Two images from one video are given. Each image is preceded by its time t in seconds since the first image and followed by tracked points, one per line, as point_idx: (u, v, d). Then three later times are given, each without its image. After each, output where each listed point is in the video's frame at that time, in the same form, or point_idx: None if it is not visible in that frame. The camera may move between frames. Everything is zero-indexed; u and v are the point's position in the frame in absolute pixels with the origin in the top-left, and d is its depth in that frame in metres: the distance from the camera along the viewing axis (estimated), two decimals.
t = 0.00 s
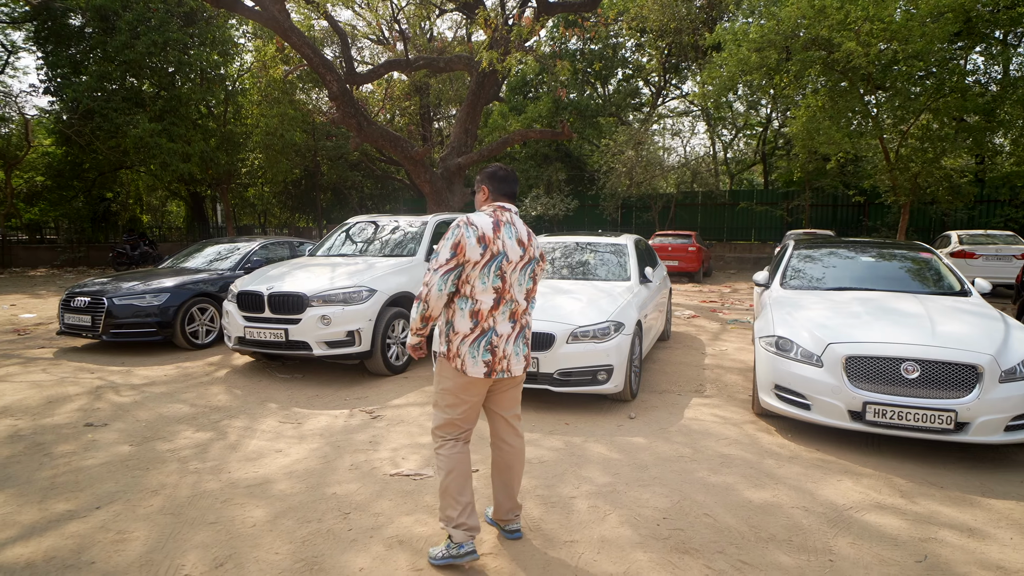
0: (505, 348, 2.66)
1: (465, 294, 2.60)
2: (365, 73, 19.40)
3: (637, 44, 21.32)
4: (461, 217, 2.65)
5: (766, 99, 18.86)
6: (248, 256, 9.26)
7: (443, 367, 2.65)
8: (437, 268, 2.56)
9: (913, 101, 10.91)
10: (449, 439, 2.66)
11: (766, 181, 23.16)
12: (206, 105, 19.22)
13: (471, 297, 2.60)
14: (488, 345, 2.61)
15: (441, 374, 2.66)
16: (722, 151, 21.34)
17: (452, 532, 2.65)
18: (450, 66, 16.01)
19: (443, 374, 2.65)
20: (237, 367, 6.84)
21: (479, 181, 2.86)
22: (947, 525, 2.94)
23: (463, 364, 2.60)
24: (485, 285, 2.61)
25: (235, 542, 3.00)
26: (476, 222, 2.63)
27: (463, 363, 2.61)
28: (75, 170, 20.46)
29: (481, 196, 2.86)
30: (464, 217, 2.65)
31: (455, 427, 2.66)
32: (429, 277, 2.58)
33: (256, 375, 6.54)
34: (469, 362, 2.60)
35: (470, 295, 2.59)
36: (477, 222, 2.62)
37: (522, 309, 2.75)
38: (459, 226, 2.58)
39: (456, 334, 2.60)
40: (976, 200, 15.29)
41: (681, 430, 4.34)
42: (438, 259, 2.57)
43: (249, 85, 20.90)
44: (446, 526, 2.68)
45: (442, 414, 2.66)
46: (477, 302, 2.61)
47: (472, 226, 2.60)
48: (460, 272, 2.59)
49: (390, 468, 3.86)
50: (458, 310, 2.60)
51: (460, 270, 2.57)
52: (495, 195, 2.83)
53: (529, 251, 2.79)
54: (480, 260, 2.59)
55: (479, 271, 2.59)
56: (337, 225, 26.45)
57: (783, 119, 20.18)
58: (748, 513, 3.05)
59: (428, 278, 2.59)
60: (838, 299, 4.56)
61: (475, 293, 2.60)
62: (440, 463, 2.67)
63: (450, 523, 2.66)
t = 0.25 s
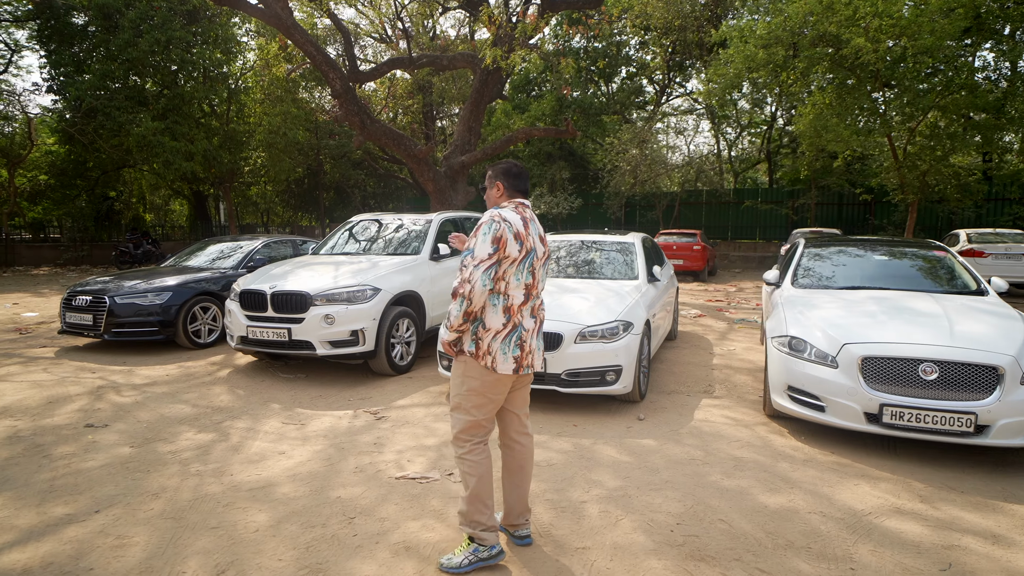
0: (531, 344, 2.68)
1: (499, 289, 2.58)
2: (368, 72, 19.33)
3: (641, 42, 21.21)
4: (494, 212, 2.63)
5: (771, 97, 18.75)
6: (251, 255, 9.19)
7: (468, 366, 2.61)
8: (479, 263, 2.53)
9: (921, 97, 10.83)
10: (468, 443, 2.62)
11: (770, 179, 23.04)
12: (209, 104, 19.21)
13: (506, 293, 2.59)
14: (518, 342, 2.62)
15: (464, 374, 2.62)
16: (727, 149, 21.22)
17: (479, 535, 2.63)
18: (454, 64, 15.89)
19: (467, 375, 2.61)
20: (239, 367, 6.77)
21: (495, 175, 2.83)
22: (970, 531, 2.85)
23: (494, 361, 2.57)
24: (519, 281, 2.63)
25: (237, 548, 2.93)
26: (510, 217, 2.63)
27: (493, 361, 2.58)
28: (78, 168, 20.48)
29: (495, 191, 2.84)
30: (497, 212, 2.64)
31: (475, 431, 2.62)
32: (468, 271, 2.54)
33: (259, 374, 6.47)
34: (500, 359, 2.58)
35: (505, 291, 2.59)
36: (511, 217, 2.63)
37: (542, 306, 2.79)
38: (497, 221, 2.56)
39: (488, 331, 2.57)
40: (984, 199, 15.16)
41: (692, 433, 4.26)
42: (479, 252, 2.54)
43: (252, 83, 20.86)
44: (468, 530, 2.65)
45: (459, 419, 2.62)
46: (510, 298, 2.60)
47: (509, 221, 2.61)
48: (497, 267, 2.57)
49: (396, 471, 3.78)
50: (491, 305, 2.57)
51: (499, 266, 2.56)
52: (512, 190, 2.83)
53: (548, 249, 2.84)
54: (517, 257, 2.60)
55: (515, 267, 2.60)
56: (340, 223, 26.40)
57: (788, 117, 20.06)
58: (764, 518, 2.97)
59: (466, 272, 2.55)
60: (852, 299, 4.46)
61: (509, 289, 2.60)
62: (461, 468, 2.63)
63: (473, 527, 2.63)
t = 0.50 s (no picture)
0: (546, 344, 2.68)
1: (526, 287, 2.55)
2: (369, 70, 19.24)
3: (643, 41, 21.12)
4: (515, 207, 2.59)
5: (774, 96, 18.65)
6: (251, 255, 9.09)
7: (489, 367, 2.54)
8: (514, 257, 2.47)
9: (928, 94, 10.71)
10: (468, 447, 2.57)
11: (773, 179, 22.93)
12: (209, 103, 19.11)
13: (531, 291, 2.57)
14: (538, 342, 2.61)
15: (477, 375, 2.55)
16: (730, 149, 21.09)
17: (479, 534, 2.63)
18: (455, 62, 15.76)
19: (476, 376, 2.54)
20: (239, 368, 6.67)
21: (494, 176, 2.84)
22: (993, 542, 2.75)
23: (517, 361, 2.54)
24: (540, 279, 2.62)
25: (235, 558, 2.84)
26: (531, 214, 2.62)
27: (515, 361, 2.54)
28: (78, 167, 20.40)
29: (496, 192, 2.84)
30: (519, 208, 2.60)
31: (474, 434, 2.57)
32: (504, 266, 2.47)
33: (259, 376, 6.37)
34: (522, 359, 2.55)
35: (531, 289, 2.56)
36: (532, 214, 2.61)
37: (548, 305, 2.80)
38: (524, 216, 2.53)
39: (513, 331, 2.52)
40: (990, 198, 15.05)
41: (701, 437, 4.17)
42: (512, 247, 2.48)
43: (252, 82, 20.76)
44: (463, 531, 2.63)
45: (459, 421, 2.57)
46: (533, 296, 2.57)
47: (532, 217, 2.59)
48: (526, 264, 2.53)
49: (398, 477, 3.68)
50: (519, 303, 2.53)
51: (529, 262, 2.53)
52: (512, 190, 2.86)
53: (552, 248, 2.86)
54: (541, 254, 2.59)
55: (539, 265, 2.59)
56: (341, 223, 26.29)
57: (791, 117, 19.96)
58: (780, 527, 2.87)
59: (500, 267, 2.46)
60: (864, 300, 4.37)
61: (533, 286, 2.58)
62: (460, 471, 2.59)
63: (471, 527, 2.62)
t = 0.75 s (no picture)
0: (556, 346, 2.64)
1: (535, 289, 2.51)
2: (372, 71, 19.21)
3: (647, 41, 21.06)
4: (515, 209, 2.56)
5: (779, 97, 18.56)
6: (255, 256, 9.04)
7: (504, 374, 2.49)
8: (522, 260, 2.44)
9: (935, 94, 10.64)
10: (476, 457, 2.56)
11: (778, 180, 22.84)
12: (213, 104, 19.09)
13: (541, 292, 2.53)
14: (550, 344, 2.56)
15: (491, 383, 2.50)
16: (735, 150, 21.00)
17: (470, 542, 2.66)
18: (459, 63, 15.66)
19: (487, 386, 2.51)
20: (243, 371, 6.61)
21: (489, 179, 2.78)
22: (1018, 552, 2.68)
23: (531, 365, 2.50)
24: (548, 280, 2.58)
25: (240, 567, 2.78)
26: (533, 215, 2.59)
27: (529, 366, 2.50)
28: (82, 168, 20.39)
29: (492, 195, 2.78)
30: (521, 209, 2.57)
31: (483, 445, 2.56)
32: (513, 271, 2.43)
33: (263, 378, 6.31)
34: (535, 364, 2.51)
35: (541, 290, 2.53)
36: (533, 214, 2.58)
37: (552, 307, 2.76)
38: (527, 217, 2.51)
39: (525, 335, 2.47)
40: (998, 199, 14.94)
41: (713, 442, 4.10)
42: (518, 250, 2.45)
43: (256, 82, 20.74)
44: (454, 538, 2.66)
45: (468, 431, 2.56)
46: (543, 298, 2.52)
47: (534, 217, 2.56)
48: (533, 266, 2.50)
49: (406, 483, 3.62)
50: (529, 307, 2.48)
51: (536, 263, 2.49)
52: (509, 192, 2.81)
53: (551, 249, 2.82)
54: (547, 254, 2.56)
55: (546, 265, 2.55)
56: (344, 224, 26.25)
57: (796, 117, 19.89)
58: (798, 536, 2.80)
59: (510, 272, 2.43)
60: (879, 302, 4.30)
61: (542, 289, 2.53)
62: (471, 482, 2.60)
63: (467, 535, 2.65)
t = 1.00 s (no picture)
0: (560, 348, 2.57)
1: (527, 297, 2.45)
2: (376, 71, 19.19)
3: (651, 41, 21.02)
4: (506, 216, 2.49)
5: (783, 97, 18.51)
6: (261, 256, 9.00)
7: (500, 384, 2.48)
8: (503, 276, 2.39)
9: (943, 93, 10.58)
10: (489, 467, 2.54)
11: (781, 180, 22.78)
12: (216, 103, 19.05)
13: (533, 300, 2.46)
14: (550, 349, 2.50)
15: (489, 393, 2.49)
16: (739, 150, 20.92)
17: (485, 553, 2.62)
18: (464, 63, 15.60)
19: (488, 396, 2.49)
20: (250, 372, 6.58)
21: (487, 179, 2.78)
22: None
23: (528, 374, 2.46)
24: (544, 285, 2.51)
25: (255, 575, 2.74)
26: (525, 220, 2.50)
27: (527, 373, 2.46)
28: (84, 168, 20.36)
29: (490, 195, 2.78)
30: (509, 216, 2.50)
31: (493, 454, 2.53)
32: (494, 288, 2.40)
33: (271, 380, 6.28)
34: (534, 370, 2.47)
35: (533, 298, 2.46)
36: (525, 219, 2.50)
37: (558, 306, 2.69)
38: (513, 227, 2.42)
39: (519, 343, 2.43)
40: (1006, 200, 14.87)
41: (728, 446, 4.06)
42: (500, 265, 2.40)
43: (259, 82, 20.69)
44: (470, 549, 2.63)
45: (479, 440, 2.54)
46: (537, 304, 2.47)
47: (524, 224, 2.48)
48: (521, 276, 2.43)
49: (420, 488, 3.58)
50: (521, 315, 2.43)
51: (523, 274, 2.42)
52: (508, 190, 2.80)
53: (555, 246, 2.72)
54: (540, 260, 2.47)
55: (539, 271, 2.47)
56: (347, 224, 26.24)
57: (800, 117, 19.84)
58: (821, 544, 2.76)
59: (491, 289, 2.40)
60: (896, 305, 4.25)
61: (535, 295, 2.46)
62: (485, 492, 2.58)
63: (481, 545, 2.62)
